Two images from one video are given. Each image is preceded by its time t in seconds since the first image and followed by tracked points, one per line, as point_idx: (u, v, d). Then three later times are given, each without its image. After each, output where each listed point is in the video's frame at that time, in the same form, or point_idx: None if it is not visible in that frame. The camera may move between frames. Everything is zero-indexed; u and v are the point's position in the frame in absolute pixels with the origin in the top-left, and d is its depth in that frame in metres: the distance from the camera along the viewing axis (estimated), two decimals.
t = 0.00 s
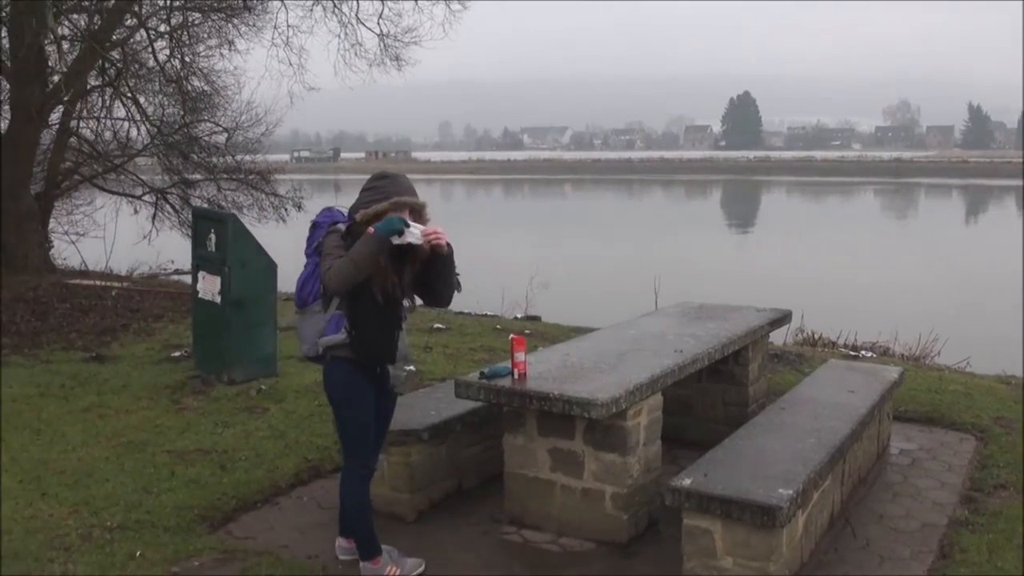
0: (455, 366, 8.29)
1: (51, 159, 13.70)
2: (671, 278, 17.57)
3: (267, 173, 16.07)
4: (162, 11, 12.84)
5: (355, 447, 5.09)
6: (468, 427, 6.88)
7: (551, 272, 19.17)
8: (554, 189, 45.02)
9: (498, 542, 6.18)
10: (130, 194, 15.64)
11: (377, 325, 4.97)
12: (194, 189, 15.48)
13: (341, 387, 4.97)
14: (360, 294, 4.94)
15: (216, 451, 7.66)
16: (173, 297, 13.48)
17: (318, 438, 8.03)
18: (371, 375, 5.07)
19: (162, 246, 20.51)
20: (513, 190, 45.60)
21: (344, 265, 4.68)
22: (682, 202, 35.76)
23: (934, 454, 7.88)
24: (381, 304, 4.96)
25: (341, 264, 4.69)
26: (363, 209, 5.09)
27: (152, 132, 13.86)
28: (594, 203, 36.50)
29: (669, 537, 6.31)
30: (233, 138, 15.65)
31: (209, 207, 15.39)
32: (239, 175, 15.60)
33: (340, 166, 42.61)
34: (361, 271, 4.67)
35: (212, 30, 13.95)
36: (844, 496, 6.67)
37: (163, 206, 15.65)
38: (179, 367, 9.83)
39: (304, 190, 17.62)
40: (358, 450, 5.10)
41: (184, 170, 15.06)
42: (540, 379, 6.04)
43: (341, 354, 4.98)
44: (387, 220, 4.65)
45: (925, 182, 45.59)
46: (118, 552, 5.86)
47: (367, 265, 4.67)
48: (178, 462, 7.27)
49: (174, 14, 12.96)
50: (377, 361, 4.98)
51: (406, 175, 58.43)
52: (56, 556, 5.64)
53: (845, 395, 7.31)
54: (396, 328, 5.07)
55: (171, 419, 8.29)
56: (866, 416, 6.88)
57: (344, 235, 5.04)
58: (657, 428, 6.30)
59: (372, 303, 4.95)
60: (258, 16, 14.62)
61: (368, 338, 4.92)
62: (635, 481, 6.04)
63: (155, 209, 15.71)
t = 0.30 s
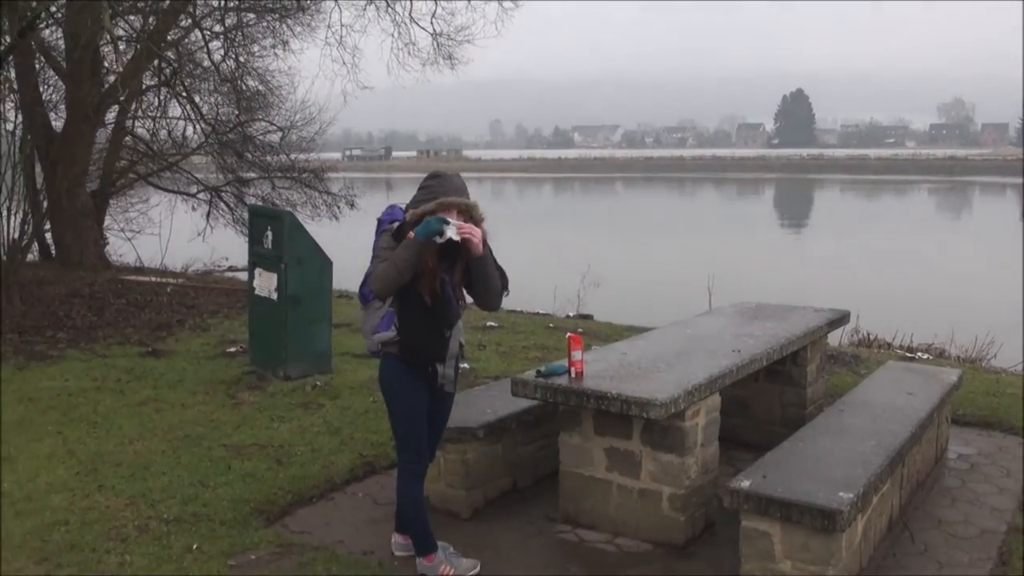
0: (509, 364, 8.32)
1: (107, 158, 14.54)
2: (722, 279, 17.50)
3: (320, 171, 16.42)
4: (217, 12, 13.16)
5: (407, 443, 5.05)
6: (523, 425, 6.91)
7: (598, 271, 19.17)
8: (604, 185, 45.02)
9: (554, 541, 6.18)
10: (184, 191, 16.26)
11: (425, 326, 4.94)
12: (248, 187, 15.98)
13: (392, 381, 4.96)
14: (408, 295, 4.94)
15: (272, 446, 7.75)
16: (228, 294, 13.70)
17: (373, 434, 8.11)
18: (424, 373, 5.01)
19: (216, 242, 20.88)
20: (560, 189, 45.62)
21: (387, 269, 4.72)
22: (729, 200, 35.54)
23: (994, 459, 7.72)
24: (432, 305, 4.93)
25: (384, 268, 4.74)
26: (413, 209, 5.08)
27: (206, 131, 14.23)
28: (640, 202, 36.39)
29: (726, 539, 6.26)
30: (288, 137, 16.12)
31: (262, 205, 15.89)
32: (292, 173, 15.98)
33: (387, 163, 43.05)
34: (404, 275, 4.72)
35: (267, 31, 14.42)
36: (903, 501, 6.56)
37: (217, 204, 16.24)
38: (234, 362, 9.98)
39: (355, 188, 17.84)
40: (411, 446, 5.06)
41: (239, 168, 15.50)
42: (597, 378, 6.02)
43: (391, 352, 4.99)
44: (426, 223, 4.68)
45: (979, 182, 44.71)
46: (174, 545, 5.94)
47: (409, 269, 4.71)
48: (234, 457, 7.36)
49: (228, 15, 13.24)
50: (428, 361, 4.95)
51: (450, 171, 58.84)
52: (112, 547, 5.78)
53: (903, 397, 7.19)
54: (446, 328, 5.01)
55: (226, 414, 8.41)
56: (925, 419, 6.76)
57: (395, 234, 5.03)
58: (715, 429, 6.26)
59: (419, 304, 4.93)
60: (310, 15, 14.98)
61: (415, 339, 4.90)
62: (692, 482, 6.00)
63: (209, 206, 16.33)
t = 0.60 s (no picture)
0: (552, 361, 8.33)
1: (152, 152, 14.74)
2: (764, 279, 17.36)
3: (364, 168, 16.65)
4: (262, 10, 13.49)
5: (455, 439, 5.05)
6: (567, 423, 6.91)
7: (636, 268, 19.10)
8: (646, 179, 44.90)
9: (596, 538, 6.16)
10: (229, 187, 16.64)
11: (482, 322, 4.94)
12: (292, 183, 16.29)
13: (443, 378, 4.95)
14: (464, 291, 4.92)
15: (316, 440, 7.82)
16: (273, 288, 13.86)
17: (417, 429, 8.15)
18: (477, 367, 5.02)
19: (259, 236, 21.16)
20: (599, 186, 45.47)
21: (452, 267, 4.67)
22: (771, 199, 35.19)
23: None
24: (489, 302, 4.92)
25: (448, 266, 4.68)
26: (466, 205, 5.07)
27: (252, 127, 14.19)
28: (680, 200, 36.17)
29: (771, 540, 6.20)
30: (332, 133, 16.40)
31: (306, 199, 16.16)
32: (336, 170, 16.24)
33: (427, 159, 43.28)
34: (468, 272, 4.68)
35: (313, 28, 14.72)
36: (950, 505, 6.46)
37: (262, 199, 16.65)
38: (278, 356, 10.10)
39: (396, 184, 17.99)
40: (459, 441, 5.06)
41: (283, 164, 15.68)
42: (643, 375, 5.98)
43: (445, 348, 4.96)
44: (488, 219, 4.70)
45: None
46: (219, 536, 5.98)
47: (474, 266, 4.68)
48: (279, 450, 7.44)
49: (273, 12, 13.66)
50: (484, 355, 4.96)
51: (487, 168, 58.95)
52: (157, 537, 5.94)
53: (950, 398, 7.07)
54: (500, 323, 4.99)
55: (271, 407, 8.51)
56: (973, 421, 6.63)
57: (447, 229, 5.00)
58: (761, 429, 6.20)
59: (475, 299, 4.91)
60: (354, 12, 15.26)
61: (473, 335, 4.87)
62: (737, 482, 5.94)
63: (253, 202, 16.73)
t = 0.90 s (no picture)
0: (574, 356, 8.33)
1: (175, 144, 14.85)
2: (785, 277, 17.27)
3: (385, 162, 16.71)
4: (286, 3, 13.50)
5: (487, 433, 5.10)
6: (589, 418, 6.91)
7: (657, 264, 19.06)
8: (667, 173, 44.72)
9: (616, 534, 6.16)
10: (251, 180, 16.77)
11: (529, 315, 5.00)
12: (314, 176, 16.41)
13: (487, 375, 4.95)
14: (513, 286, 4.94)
15: (337, 432, 7.86)
16: (293, 281, 13.94)
17: (438, 423, 8.18)
18: (514, 358, 5.06)
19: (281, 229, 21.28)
20: (620, 181, 45.39)
21: (523, 263, 4.69)
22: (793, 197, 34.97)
23: None
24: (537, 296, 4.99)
25: (518, 261, 4.69)
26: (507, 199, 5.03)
27: (274, 121, 14.20)
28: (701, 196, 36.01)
29: (792, 539, 6.17)
30: (354, 127, 16.47)
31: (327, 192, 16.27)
32: (358, 163, 16.30)
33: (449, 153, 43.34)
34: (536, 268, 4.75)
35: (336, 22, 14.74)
36: (972, 505, 6.40)
37: (283, 192, 16.73)
38: (300, 349, 10.17)
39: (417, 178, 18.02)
40: (489, 435, 5.11)
41: (305, 158, 15.68)
42: (666, 371, 5.97)
43: (491, 342, 4.94)
44: (552, 215, 4.76)
45: None
46: (240, 527, 6.03)
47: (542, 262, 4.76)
48: (301, 442, 7.48)
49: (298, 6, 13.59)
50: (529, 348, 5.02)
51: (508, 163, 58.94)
52: (179, 527, 5.99)
53: (973, 397, 7.00)
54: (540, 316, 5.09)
55: (292, 400, 8.56)
56: (997, 421, 6.57)
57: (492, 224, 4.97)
58: (783, 426, 6.17)
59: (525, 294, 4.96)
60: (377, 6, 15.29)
61: (526, 329, 4.92)
62: (759, 479, 5.92)
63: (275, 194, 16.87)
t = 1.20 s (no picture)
0: (567, 352, 8.33)
1: (169, 138, 14.76)
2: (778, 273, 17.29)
3: (379, 157, 16.70)
4: None
5: (492, 430, 5.13)
6: (581, 415, 6.91)
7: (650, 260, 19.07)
8: (661, 170, 44.81)
9: (609, 530, 6.17)
10: (245, 173, 16.75)
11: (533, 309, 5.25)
12: (308, 171, 16.40)
13: (515, 372, 5.00)
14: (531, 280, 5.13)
15: (330, 427, 7.85)
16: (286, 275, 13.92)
17: (431, 418, 8.18)
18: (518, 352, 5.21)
19: (275, 223, 21.22)
20: (615, 177, 45.32)
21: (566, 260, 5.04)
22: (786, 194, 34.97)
23: None
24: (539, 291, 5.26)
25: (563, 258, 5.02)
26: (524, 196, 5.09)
27: (269, 114, 14.17)
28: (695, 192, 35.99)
29: (784, 535, 6.18)
30: (348, 121, 16.45)
31: (321, 187, 16.26)
32: (352, 158, 16.29)
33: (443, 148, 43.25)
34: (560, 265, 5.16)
35: (330, 15, 14.73)
36: (962, 502, 6.43)
37: (277, 185, 16.69)
38: (293, 343, 10.15)
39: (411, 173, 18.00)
40: (495, 432, 5.15)
41: (299, 151, 15.74)
42: (659, 368, 5.97)
43: (519, 337, 5.03)
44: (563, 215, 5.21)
45: None
46: (232, 522, 6.01)
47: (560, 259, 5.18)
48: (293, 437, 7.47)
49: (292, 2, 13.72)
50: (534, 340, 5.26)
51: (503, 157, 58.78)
52: (171, 522, 5.98)
53: (964, 395, 7.03)
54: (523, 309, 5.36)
55: (285, 394, 8.55)
56: (988, 419, 6.60)
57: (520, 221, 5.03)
58: (775, 423, 6.17)
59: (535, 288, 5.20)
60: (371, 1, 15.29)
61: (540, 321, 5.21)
62: (751, 475, 5.93)
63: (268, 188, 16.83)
